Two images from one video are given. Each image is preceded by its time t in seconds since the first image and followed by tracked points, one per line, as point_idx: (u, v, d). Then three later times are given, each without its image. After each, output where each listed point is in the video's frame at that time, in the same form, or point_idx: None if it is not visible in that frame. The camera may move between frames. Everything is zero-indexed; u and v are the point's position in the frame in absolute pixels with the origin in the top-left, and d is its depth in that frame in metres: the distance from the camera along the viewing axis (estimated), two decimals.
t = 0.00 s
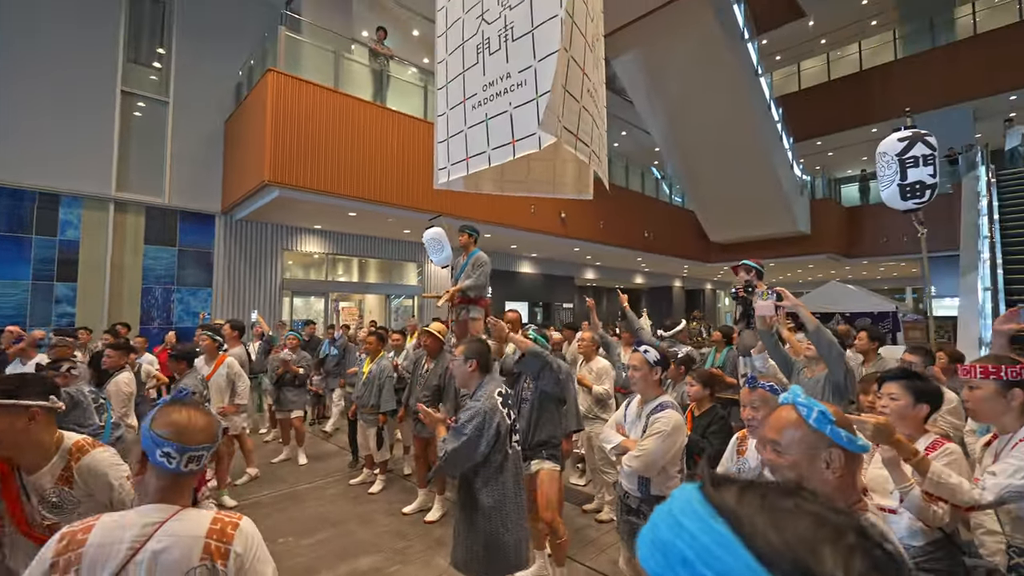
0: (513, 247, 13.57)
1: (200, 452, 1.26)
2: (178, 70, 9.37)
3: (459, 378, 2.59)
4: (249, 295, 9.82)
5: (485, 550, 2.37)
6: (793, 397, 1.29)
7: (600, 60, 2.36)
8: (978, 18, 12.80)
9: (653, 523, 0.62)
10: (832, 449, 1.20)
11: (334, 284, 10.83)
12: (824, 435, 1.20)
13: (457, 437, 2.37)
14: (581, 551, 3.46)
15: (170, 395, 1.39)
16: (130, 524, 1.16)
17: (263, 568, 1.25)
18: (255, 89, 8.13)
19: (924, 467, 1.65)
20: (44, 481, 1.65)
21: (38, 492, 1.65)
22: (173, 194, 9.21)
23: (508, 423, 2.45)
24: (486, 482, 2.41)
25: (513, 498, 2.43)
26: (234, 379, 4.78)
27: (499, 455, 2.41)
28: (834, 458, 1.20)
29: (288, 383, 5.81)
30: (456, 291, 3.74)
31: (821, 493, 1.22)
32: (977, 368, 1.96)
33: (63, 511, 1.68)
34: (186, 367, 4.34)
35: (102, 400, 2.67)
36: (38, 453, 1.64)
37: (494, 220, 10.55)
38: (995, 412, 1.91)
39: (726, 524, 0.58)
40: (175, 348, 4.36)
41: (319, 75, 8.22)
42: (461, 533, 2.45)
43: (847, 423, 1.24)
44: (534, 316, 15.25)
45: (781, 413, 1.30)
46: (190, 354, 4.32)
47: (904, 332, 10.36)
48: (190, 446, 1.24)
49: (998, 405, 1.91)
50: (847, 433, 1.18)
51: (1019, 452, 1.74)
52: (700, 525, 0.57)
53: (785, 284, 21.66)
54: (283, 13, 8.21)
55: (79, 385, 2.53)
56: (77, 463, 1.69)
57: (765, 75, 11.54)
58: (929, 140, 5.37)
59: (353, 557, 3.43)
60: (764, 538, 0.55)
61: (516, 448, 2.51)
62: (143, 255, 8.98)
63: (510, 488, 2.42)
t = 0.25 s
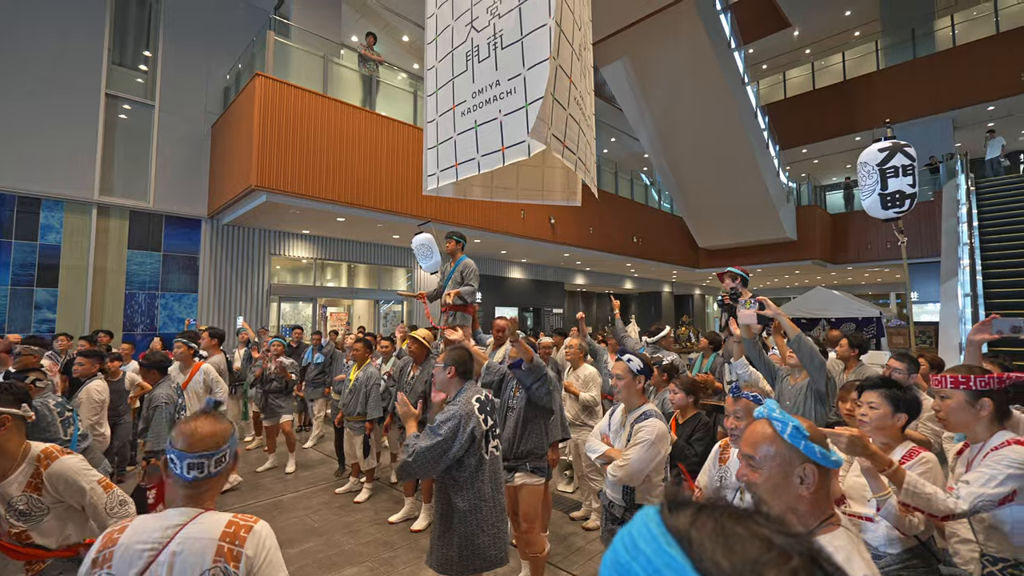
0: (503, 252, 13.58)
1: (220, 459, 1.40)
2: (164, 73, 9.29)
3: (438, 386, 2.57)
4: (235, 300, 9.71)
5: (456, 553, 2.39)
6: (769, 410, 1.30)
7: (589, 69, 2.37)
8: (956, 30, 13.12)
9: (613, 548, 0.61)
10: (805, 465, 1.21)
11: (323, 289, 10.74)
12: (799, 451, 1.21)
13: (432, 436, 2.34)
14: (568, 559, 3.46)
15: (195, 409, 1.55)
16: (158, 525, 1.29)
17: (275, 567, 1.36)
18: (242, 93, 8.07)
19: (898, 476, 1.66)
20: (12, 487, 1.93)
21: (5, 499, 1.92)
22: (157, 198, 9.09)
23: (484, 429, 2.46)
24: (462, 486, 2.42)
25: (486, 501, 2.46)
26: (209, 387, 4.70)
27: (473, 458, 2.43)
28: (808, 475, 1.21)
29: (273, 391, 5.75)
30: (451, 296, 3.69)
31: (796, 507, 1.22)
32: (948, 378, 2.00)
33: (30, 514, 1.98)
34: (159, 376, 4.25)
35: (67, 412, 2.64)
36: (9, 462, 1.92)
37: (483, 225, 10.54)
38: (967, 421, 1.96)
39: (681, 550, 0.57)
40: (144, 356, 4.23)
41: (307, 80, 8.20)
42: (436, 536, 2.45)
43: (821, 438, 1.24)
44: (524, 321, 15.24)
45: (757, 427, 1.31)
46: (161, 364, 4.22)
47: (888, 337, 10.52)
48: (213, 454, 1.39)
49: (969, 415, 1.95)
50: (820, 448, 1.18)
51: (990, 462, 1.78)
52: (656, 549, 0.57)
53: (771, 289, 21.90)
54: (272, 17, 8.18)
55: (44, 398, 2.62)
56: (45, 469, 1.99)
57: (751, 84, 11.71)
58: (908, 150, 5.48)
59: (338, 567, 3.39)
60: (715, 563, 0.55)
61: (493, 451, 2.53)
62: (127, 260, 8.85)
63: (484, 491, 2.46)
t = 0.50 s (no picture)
0: (496, 258, 13.57)
1: (243, 469, 1.34)
2: (153, 76, 9.21)
3: (422, 400, 2.57)
4: (225, 306, 9.60)
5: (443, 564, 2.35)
6: (755, 433, 1.30)
7: (580, 76, 2.37)
8: (941, 40, 13.35)
9: None
10: (791, 488, 1.21)
11: (313, 294, 10.67)
12: (784, 474, 1.21)
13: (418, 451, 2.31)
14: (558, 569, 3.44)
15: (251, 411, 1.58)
16: (194, 531, 1.29)
17: None
18: (232, 98, 8.02)
19: (885, 494, 1.66)
20: None
21: None
22: (145, 202, 8.99)
23: (469, 436, 2.46)
24: (450, 498, 2.40)
25: (470, 510, 2.44)
26: (192, 395, 4.68)
27: (460, 465, 2.42)
28: (794, 498, 1.20)
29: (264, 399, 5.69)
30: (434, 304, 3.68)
31: (778, 533, 1.22)
32: (938, 392, 2.01)
33: (5, 526, 1.96)
34: (138, 386, 4.20)
35: (47, 422, 2.63)
36: None
37: (474, 231, 10.52)
38: (954, 435, 1.97)
39: None
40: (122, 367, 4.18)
41: (298, 85, 8.17)
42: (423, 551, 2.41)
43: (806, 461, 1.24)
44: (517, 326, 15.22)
45: (742, 448, 1.31)
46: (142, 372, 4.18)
47: (876, 343, 10.63)
48: (237, 462, 1.34)
49: (957, 429, 1.96)
50: (806, 472, 1.19)
51: (976, 478, 1.80)
52: None
53: (761, 294, 22.07)
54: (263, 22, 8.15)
55: (24, 407, 2.60)
56: (19, 480, 1.97)
57: (741, 92, 11.84)
58: (894, 161, 5.55)
59: None
60: None
61: (480, 458, 2.51)
62: (114, 265, 8.74)
63: (472, 497, 2.45)
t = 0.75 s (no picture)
0: (487, 262, 13.54)
1: (287, 484, 1.36)
2: (139, 77, 9.10)
3: (410, 411, 2.52)
4: (213, 310, 9.48)
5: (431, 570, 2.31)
6: (742, 455, 1.24)
7: (572, 81, 2.35)
8: (926, 49, 13.58)
9: None
10: (782, 515, 1.18)
11: (303, 298, 10.57)
12: (775, 500, 1.17)
13: (408, 455, 2.27)
14: None
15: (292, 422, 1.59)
16: (237, 542, 1.30)
17: None
18: (220, 100, 7.94)
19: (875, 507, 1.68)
20: None
21: None
22: (131, 205, 8.86)
23: (459, 441, 2.43)
24: (439, 504, 2.35)
25: (462, 514, 2.39)
26: (178, 403, 4.57)
27: (450, 469, 2.38)
28: (785, 525, 1.17)
29: (254, 406, 5.62)
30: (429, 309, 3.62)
31: (769, 561, 1.19)
32: (927, 404, 2.01)
33: None
34: (121, 391, 4.11)
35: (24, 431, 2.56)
36: None
37: (466, 235, 10.48)
38: (945, 447, 1.96)
39: None
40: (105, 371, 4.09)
41: (288, 87, 8.11)
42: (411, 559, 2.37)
43: (795, 484, 1.21)
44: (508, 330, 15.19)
45: (729, 471, 1.26)
46: (122, 378, 4.09)
47: (864, 347, 10.74)
48: (280, 477, 1.35)
49: (947, 442, 1.96)
50: (798, 500, 1.14)
51: (969, 492, 1.79)
52: None
53: (752, 299, 22.23)
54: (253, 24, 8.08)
55: None
56: None
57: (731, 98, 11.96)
58: (882, 169, 5.61)
59: None
60: None
61: (468, 464, 2.47)
62: (98, 269, 8.60)
63: (463, 503, 2.40)
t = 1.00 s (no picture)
0: (477, 263, 13.50)
1: (322, 488, 1.58)
2: (120, 73, 8.92)
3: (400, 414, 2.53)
4: (196, 312, 9.32)
5: None
6: (730, 470, 1.22)
7: (561, 82, 2.33)
8: (908, 56, 13.83)
9: None
10: (771, 532, 1.17)
11: (290, 299, 10.45)
12: (766, 518, 1.16)
13: (396, 460, 2.28)
14: None
15: (324, 439, 1.84)
16: (279, 539, 1.50)
17: None
18: (205, 98, 7.81)
19: (863, 513, 1.74)
20: None
21: None
22: (112, 203, 8.68)
23: (449, 446, 2.40)
24: (426, 511, 2.30)
25: (449, 521, 2.34)
26: (162, 407, 4.55)
27: (438, 475, 2.33)
28: (774, 541, 1.17)
29: (239, 409, 5.53)
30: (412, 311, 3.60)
31: None
32: (913, 408, 2.03)
33: None
34: (94, 395, 4.01)
35: None
36: None
37: (455, 236, 10.44)
38: (929, 452, 1.98)
39: None
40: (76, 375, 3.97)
41: (274, 86, 8.01)
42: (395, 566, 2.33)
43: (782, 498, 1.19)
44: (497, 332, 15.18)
45: (716, 485, 1.24)
46: (96, 382, 3.99)
47: (848, 349, 10.89)
48: (317, 482, 1.58)
49: (932, 446, 1.96)
50: (786, 516, 1.14)
51: (953, 497, 1.81)
52: None
53: (738, 301, 22.45)
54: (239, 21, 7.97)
55: None
56: None
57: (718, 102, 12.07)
58: (866, 174, 5.67)
59: None
60: None
61: (458, 471, 2.42)
62: (77, 269, 8.40)
63: (450, 510, 2.35)
